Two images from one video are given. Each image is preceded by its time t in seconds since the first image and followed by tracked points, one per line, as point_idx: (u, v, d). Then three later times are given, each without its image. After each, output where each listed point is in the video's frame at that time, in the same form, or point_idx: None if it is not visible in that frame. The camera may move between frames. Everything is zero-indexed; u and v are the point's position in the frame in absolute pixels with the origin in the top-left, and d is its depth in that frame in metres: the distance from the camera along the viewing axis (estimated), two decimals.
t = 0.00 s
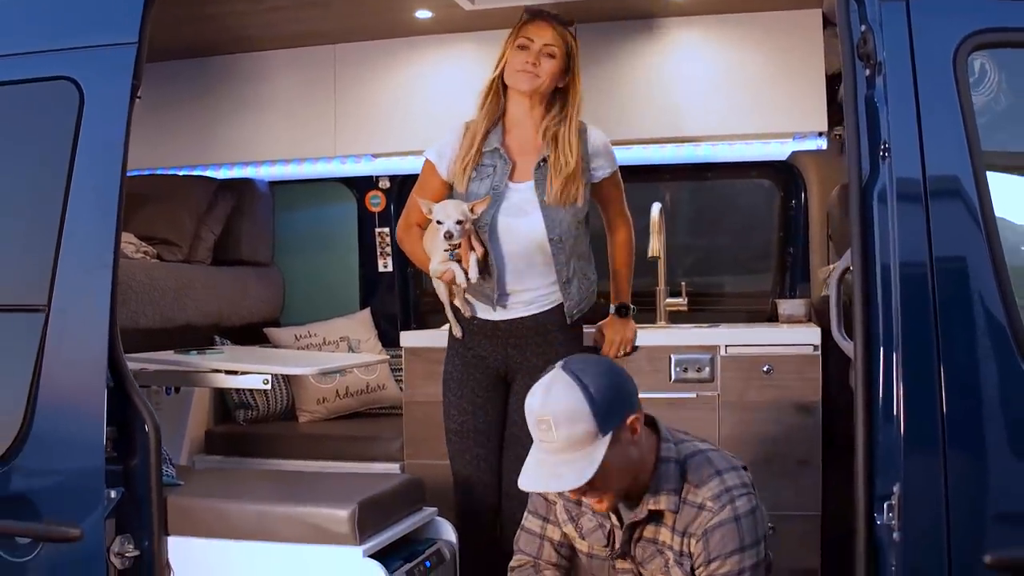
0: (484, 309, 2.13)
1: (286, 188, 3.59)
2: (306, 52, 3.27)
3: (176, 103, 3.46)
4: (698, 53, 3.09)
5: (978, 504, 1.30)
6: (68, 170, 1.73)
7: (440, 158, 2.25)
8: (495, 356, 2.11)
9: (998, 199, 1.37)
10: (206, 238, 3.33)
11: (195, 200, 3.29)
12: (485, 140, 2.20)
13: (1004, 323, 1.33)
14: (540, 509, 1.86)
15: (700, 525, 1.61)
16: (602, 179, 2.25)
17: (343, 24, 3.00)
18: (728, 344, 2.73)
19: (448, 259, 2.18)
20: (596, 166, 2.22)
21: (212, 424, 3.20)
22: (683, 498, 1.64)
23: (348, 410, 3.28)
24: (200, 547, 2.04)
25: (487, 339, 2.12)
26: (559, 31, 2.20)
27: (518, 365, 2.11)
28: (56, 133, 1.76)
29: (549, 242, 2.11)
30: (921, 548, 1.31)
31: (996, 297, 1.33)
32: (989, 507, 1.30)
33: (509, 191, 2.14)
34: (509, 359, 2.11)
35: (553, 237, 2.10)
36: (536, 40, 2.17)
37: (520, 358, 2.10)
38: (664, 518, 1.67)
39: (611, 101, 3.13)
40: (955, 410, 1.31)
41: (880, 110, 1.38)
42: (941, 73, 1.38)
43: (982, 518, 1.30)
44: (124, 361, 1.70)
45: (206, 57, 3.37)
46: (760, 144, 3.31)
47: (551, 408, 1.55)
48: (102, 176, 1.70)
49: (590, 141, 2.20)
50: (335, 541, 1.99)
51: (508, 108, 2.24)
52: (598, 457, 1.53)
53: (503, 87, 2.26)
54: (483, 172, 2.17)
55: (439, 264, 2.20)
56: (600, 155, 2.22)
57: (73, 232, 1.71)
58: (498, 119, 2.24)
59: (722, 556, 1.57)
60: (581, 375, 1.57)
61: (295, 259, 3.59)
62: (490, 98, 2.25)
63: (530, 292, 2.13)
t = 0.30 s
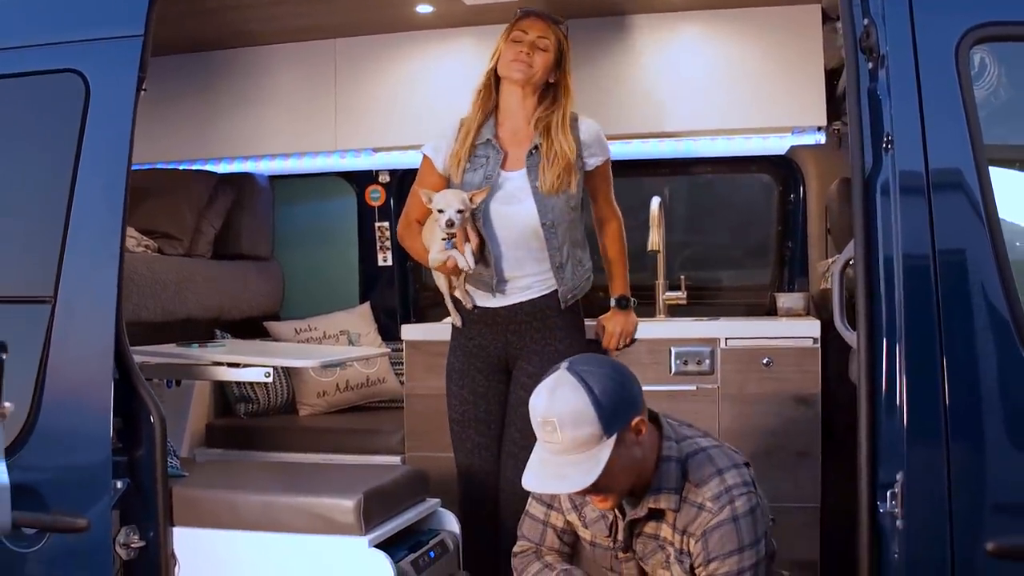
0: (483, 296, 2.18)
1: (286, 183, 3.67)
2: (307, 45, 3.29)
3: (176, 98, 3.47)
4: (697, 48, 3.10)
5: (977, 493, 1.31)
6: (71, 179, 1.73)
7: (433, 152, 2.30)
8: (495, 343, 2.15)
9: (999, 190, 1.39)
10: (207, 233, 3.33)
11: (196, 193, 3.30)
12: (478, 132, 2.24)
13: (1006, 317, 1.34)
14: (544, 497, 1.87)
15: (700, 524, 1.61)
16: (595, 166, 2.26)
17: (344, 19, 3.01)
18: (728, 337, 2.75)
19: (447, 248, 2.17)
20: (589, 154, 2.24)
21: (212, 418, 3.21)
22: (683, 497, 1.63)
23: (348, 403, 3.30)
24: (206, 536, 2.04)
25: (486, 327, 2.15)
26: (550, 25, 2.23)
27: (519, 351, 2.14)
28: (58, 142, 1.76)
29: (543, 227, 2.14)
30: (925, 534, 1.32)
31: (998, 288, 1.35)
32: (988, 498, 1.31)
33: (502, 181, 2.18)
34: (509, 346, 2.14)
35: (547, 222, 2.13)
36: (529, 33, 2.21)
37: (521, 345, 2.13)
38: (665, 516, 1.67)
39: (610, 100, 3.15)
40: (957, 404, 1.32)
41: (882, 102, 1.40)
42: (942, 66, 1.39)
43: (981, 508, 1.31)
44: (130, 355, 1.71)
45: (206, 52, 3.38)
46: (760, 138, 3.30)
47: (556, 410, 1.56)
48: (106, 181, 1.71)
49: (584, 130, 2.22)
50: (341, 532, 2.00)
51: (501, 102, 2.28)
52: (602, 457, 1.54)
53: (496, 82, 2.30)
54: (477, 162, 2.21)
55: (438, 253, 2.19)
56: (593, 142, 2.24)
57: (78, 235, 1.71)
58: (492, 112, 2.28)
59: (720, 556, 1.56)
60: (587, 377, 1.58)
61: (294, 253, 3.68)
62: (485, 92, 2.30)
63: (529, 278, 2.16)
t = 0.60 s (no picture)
0: (494, 287, 2.24)
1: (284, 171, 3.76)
2: (306, 35, 3.31)
3: (175, 86, 3.48)
4: (695, 38, 3.13)
5: (973, 478, 1.33)
6: (76, 171, 1.72)
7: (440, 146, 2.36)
8: (505, 332, 2.21)
9: (997, 176, 1.40)
10: (206, 221, 3.38)
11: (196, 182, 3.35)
12: (482, 126, 2.28)
13: (1005, 305, 1.36)
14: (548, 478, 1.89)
15: (699, 513, 1.63)
16: (597, 157, 2.27)
17: (344, 7, 3.03)
18: (726, 324, 2.77)
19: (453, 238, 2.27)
20: (590, 145, 2.25)
21: (211, 406, 3.23)
22: (683, 485, 1.65)
23: (347, 391, 3.34)
24: (213, 522, 2.06)
25: (493, 317, 2.22)
26: (551, 19, 2.25)
27: (528, 339, 2.20)
28: (62, 135, 1.75)
29: (546, 219, 2.16)
30: (924, 516, 1.33)
31: (997, 275, 1.36)
32: (984, 483, 1.33)
33: (506, 173, 2.22)
34: (518, 334, 2.20)
35: (550, 215, 2.16)
36: (532, 27, 2.23)
37: (530, 334, 2.19)
38: (665, 503, 1.69)
39: (609, 91, 3.18)
40: (956, 392, 1.34)
41: (882, 88, 1.42)
42: (941, 54, 1.41)
43: (976, 495, 1.33)
44: (135, 343, 1.71)
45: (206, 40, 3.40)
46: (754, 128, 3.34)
47: (568, 395, 1.58)
48: (110, 172, 1.70)
49: (585, 122, 2.24)
50: (345, 515, 2.02)
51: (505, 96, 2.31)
52: (610, 443, 1.56)
53: (499, 76, 2.33)
54: (481, 156, 2.25)
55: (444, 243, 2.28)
56: (595, 133, 2.25)
57: (81, 229, 1.69)
58: (495, 105, 2.31)
59: (718, 544, 1.58)
60: (598, 363, 1.61)
61: (294, 242, 3.79)
62: (490, 85, 2.33)
63: (537, 267, 2.20)
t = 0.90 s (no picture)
0: (491, 265, 2.28)
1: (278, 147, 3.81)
2: (301, 13, 3.33)
3: (169, 61, 3.48)
4: (689, 15, 3.13)
5: (963, 452, 1.34)
6: (71, 153, 1.70)
7: (444, 128, 2.38)
8: (507, 306, 2.24)
9: (991, 152, 1.41)
10: (199, 199, 3.41)
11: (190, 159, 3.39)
12: (485, 108, 2.30)
13: (999, 280, 1.37)
14: (541, 452, 1.91)
15: (697, 477, 1.64)
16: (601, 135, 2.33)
17: None
18: (719, 299, 2.80)
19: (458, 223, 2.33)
20: (593, 124, 2.31)
21: (204, 381, 3.25)
22: (680, 452, 1.67)
23: (339, 367, 3.39)
24: (205, 495, 2.05)
25: (495, 292, 2.26)
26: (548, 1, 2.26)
27: (530, 313, 2.24)
28: (56, 111, 1.73)
29: (552, 195, 2.23)
30: (918, 488, 1.35)
31: (991, 250, 1.37)
32: (974, 457, 1.34)
33: (511, 153, 2.27)
34: (520, 309, 2.24)
35: (556, 190, 2.22)
36: (526, 15, 2.24)
37: (532, 309, 2.24)
38: (662, 472, 1.70)
39: (604, 71, 3.18)
40: (951, 368, 1.35)
41: (877, 63, 1.42)
42: (936, 29, 1.41)
43: (966, 470, 1.35)
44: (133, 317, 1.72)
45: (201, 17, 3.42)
46: (748, 106, 3.35)
47: (561, 358, 1.60)
48: (106, 152, 1.68)
49: (588, 102, 2.29)
50: (342, 488, 2.03)
51: (506, 77, 2.34)
52: (603, 408, 1.57)
53: (499, 58, 2.35)
54: (486, 136, 2.29)
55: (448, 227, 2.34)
56: (598, 112, 2.31)
57: (77, 211, 1.68)
58: (499, 87, 2.33)
59: (720, 506, 1.60)
60: (593, 328, 1.62)
61: (288, 219, 3.85)
62: (488, 68, 2.34)
63: (540, 244, 2.26)
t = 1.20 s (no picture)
0: (486, 238, 2.33)
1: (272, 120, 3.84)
2: None
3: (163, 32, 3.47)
4: None
5: (955, 422, 1.34)
6: (68, 120, 1.69)
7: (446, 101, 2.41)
8: (503, 280, 2.29)
9: (989, 124, 1.40)
10: (192, 171, 3.44)
11: (183, 132, 3.41)
12: (487, 82, 2.33)
13: (995, 251, 1.36)
14: (532, 425, 1.93)
15: (699, 405, 1.67)
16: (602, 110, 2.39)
17: None
18: (713, 271, 2.82)
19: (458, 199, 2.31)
20: (594, 100, 2.36)
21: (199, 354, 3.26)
22: (679, 386, 1.71)
23: (333, 340, 3.43)
24: (202, 463, 2.05)
25: (492, 266, 2.31)
26: None
27: (524, 288, 2.29)
28: (49, 78, 1.71)
29: (552, 164, 2.28)
30: (916, 457, 1.35)
31: (988, 221, 1.36)
32: (966, 428, 1.34)
33: (512, 125, 2.31)
34: (516, 284, 2.29)
35: (556, 159, 2.28)
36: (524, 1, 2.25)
37: (527, 283, 2.29)
38: (663, 415, 1.71)
39: (602, 45, 3.18)
40: (947, 338, 1.34)
41: (875, 33, 1.42)
42: None
43: (959, 442, 1.34)
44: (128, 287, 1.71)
45: None
46: (742, 78, 3.38)
47: (552, 308, 1.62)
48: (104, 126, 1.67)
49: (589, 78, 2.34)
50: (339, 456, 2.04)
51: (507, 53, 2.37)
52: (592, 360, 1.60)
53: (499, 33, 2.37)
54: (487, 107, 2.33)
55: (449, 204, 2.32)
56: (599, 89, 2.36)
57: (74, 185, 1.67)
58: (500, 62, 2.36)
59: (727, 428, 1.63)
60: (584, 281, 1.65)
61: (284, 191, 3.89)
62: (489, 45, 2.37)
63: (536, 215, 2.30)
